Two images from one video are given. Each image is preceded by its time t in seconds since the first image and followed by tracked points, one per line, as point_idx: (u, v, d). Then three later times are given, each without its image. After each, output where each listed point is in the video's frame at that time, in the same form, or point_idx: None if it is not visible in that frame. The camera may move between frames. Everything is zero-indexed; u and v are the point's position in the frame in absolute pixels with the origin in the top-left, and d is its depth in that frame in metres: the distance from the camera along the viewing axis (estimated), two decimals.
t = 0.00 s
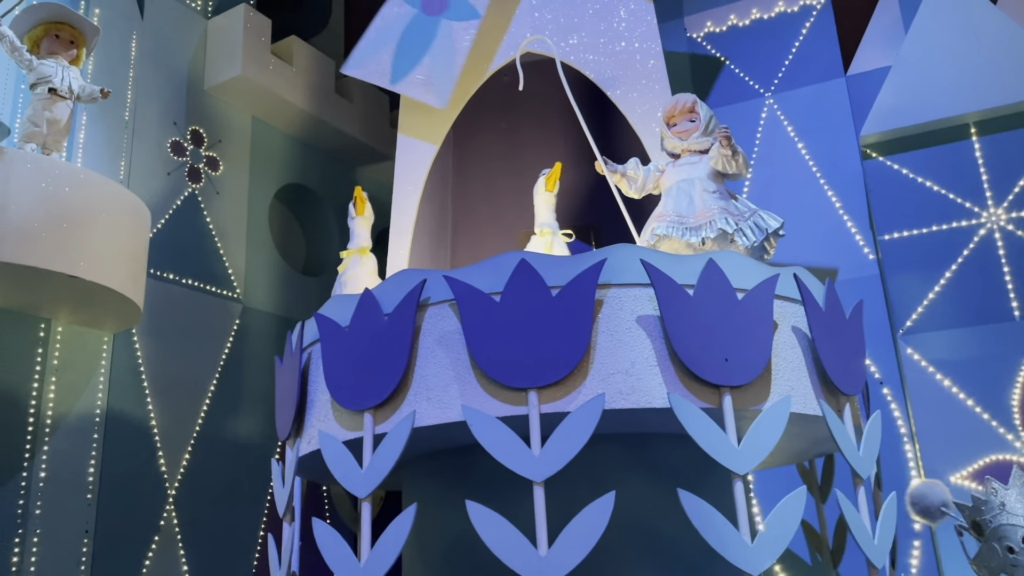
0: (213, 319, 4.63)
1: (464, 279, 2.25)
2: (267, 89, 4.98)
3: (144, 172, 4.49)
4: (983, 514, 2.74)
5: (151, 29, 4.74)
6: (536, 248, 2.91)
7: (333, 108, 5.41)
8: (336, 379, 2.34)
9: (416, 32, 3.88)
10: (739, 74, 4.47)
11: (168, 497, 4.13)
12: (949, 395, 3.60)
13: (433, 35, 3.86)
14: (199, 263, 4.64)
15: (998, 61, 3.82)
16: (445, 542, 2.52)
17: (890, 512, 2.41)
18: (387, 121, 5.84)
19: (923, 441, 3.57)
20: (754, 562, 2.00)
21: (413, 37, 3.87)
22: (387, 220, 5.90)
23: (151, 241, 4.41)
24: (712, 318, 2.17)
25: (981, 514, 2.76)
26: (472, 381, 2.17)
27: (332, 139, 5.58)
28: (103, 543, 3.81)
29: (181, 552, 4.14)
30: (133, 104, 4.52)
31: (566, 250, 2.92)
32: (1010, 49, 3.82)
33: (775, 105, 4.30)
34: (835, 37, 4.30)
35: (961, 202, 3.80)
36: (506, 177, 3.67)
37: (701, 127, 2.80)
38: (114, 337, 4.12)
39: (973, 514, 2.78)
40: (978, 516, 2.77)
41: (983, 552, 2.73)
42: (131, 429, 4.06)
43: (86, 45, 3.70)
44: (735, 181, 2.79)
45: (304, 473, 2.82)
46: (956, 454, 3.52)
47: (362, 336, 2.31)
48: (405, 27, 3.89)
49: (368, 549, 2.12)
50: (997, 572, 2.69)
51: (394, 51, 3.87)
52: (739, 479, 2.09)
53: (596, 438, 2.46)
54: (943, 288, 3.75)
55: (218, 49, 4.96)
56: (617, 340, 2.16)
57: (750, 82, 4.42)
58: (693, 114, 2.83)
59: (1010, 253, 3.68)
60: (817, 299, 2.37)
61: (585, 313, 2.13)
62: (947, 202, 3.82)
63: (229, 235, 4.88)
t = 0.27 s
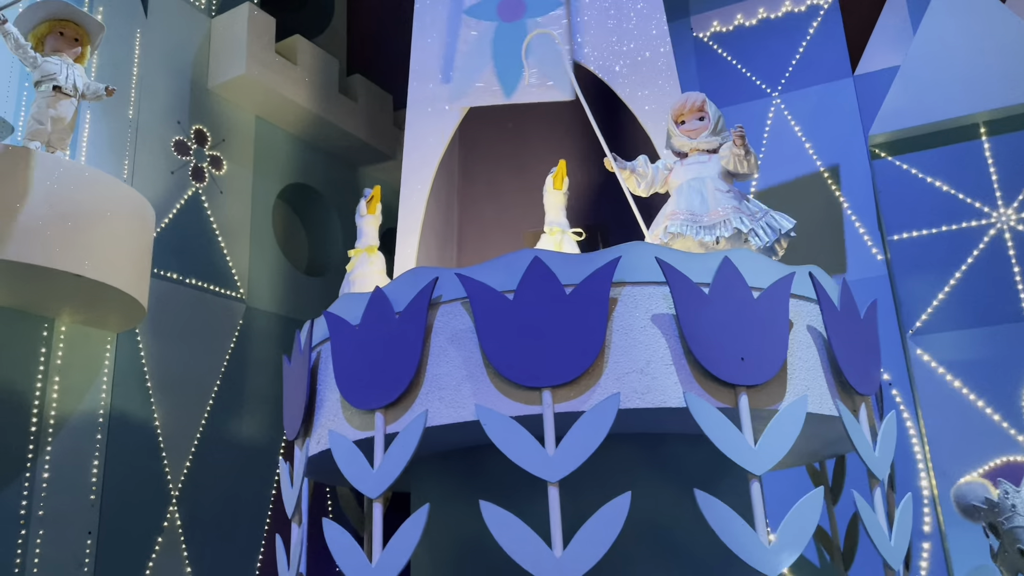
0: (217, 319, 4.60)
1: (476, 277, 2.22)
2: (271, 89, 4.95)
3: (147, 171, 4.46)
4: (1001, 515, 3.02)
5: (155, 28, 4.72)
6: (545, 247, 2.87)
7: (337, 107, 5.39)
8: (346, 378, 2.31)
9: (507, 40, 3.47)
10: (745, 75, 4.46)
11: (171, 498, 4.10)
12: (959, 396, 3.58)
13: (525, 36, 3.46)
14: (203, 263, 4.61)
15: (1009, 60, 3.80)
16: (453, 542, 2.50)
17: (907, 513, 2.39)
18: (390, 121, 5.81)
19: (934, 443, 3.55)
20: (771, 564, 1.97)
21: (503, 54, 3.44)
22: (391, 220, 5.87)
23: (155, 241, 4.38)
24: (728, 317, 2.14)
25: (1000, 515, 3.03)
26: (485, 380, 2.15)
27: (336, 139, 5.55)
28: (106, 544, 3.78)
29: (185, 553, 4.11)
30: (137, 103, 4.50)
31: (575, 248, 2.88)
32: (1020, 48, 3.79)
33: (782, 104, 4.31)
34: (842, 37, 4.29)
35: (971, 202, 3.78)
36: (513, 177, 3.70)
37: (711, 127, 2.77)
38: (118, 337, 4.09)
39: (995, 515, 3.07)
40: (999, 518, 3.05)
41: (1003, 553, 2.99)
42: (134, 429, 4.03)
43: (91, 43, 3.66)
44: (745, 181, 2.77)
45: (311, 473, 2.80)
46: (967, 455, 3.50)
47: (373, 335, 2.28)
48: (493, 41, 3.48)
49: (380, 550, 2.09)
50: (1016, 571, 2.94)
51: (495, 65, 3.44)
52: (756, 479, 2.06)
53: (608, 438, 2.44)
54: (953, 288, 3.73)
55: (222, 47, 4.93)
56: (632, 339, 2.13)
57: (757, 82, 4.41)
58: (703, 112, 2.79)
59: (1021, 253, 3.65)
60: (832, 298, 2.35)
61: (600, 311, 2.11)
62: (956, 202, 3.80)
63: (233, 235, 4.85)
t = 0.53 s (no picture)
0: (219, 318, 4.57)
1: (487, 273, 2.20)
2: (274, 87, 4.93)
3: (150, 169, 4.43)
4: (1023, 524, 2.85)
5: (157, 25, 4.69)
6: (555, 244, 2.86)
7: (340, 105, 5.36)
8: (355, 376, 2.28)
9: (600, 13, 3.61)
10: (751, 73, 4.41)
11: (174, 498, 4.07)
12: (967, 395, 3.56)
13: (618, 6, 3.64)
14: (206, 262, 4.58)
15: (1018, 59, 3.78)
16: (462, 541, 2.48)
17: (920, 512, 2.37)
18: (393, 120, 5.79)
19: (942, 443, 3.53)
20: (786, 563, 1.95)
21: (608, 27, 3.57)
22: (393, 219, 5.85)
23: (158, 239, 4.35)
24: (742, 314, 2.12)
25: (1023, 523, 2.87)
26: (496, 377, 2.12)
27: (338, 138, 5.52)
28: (109, 544, 3.75)
29: (187, 554, 4.08)
30: (140, 100, 4.46)
31: (585, 245, 2.87)
32: None
33: (789, 104, 4.24)
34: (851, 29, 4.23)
35: (979, 201, 3.76)
36: (517, 172, 3.59)
37: (717, 125, 2.75)
38: (120, 336, 4.06)
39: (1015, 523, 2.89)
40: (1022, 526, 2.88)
41: None
42: (136, 429, 4.00)
43: (91, 38, 3.58)
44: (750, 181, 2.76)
45: (317, 471, 2.77)
46: (975, 455, 3.48)
47: (383, 333, 2.25)
48: (587, 19, 3.61)
49: (390, 549, 2.06)
50: None
51: (602, 40, 3.55)
52: (771, 478, 2.03)
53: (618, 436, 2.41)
54: (961, 287, 3.71)
55: (225, 45, 4.90)
56: (645, 336, 2.11)
57: (763, 79, 4.37)
58: (709, 110, 2.77)
59: None
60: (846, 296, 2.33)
61: (613, 308, 2.08)
62: (964, 201, 3.79)
63: (235, 234, 4.82)
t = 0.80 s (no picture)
0: (223, 317, 4.54)
1: (501, 269, 2.17)
2: (279, 86, 4.91)
3: (153, 167, 4.41)
4: None
5: (161, 22, 4.66)
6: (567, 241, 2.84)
7: (343, 103, 5.33)
8: (366, 373, 2.26)
9: None
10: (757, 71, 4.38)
11: (178, 498, 4.04)
12: (977, 394, 3.54)
13: None
14: (210, 260, 4.56)
15: None
16: (474, 539, 2.45)
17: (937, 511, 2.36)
18: (396, 119, 5.76)
19: (953, 442, 3.51)
20: (804, 563, 1.92)
21: None
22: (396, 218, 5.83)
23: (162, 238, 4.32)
24: (758, 311, 2.09)
25: None
26: (510, 374, 2.10)
27: (341, 136, 5.49)
28: (112, 544, 3.72)
29: (191, 554, 4.05)
30: (143, 97, 4.44)
31: (596, 242, 2.85)
32: None
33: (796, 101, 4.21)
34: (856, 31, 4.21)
35: (989, 199, 3.74)
36: (524, 171, 3.53)
37: (728, 122, 2.71)
38: (123, 334, 4.03)
39: None
40: None
41: None
42: (140, 428, 3.97)
43: (89, 34, 3.55)
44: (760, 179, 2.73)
45: (326, 470, 2.75)
46: (986, 454, 3.46)
47: (393, 330, 2.23)
48: None
49: (403, 548, 2.04)
50: None
51: None
52: (789, 476, 2.01)
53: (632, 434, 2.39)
54: (971, 286, 3.69)
55: (228, 43, 4.88)
56: (660, 333, 2.08)
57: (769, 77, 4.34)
58: (720, 107, 2.72)
59: None
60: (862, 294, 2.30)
61: (628, 305, 2.05)
62: (975, 200, 3.77)
63: (239, 232, 4.79)
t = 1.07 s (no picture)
0: (228, 316, 4.52)
1: (516, 267, 2.15)
2: (285, 85, 4.88)
3: (159, 165, 4.38)
4: None
5: (166, 20, 4.64)
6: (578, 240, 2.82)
7: (348, 102, 5.31)
8: (379, 372, 2.23)
9: None
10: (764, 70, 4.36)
11: (183, 498, 4.02)
12: (989, 394, 3.51)
13: None
14: (215, 259, 4.54)
15: None
16: (488, 539, 2.43)
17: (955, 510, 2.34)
18: (401, 119, 5.73)
19: (965, 443, 3.48)
20: (826, 564, 1.90)
21: None
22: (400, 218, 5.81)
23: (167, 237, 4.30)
24: (777, 309, 2.07)
25: None
26: (526, 373, 2.08)
27: (345, 136, 5.47)
28: (118, 545, 3.69)
29: (196, 554, 4.02)
30: (148, 95, 4.41)
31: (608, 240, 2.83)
32: None
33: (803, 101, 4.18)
34: (863, 34, 4.19)
35: (1000, 198, 3.74)
36: (533, 168, 3.51)
37: (744, 118, 2.69)
38: (129, 333, 4.00)
39: None
40: None
41: None
42: (145, 428, 3.94)
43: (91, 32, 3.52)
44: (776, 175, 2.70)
45: (337, 470, 2.72)
46: (998, 455, 3.44)
47: (407, 328, 2.20)
48: None
49: (418, 548, 2.01)
50: None
51: None
52: (810, 476, 1.98)
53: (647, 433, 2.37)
54: (982, 286, 3.67)
55: (233, 41, 4.86)
56: (678, 331, 2.06)
57: (777, 77, 4.32)
58: (735, 103, 2.71)
59: None
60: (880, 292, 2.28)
61: (646, 302, 2.03)
62: (986, 199, 3.76)
63: (244, 231, 4.77)
